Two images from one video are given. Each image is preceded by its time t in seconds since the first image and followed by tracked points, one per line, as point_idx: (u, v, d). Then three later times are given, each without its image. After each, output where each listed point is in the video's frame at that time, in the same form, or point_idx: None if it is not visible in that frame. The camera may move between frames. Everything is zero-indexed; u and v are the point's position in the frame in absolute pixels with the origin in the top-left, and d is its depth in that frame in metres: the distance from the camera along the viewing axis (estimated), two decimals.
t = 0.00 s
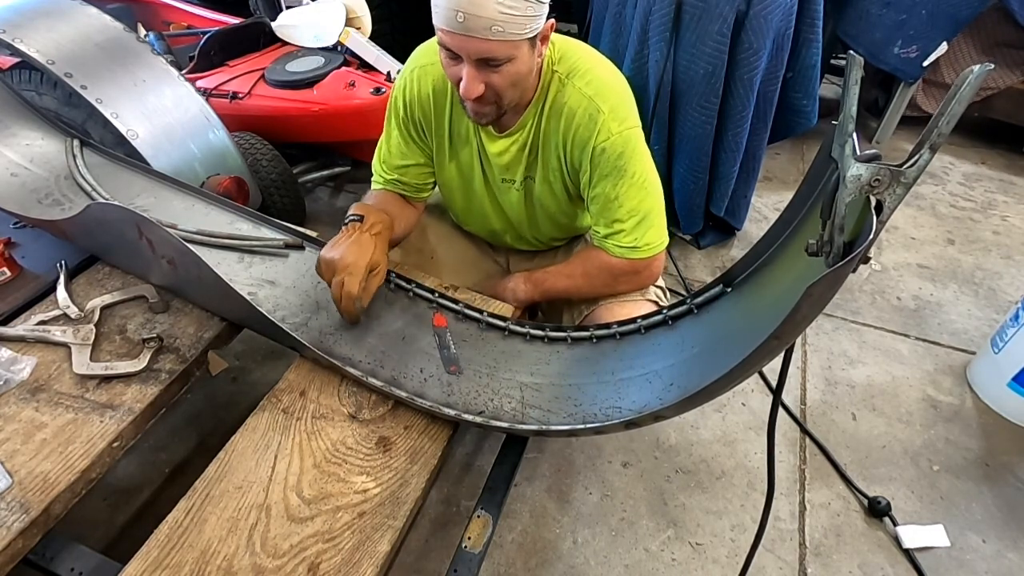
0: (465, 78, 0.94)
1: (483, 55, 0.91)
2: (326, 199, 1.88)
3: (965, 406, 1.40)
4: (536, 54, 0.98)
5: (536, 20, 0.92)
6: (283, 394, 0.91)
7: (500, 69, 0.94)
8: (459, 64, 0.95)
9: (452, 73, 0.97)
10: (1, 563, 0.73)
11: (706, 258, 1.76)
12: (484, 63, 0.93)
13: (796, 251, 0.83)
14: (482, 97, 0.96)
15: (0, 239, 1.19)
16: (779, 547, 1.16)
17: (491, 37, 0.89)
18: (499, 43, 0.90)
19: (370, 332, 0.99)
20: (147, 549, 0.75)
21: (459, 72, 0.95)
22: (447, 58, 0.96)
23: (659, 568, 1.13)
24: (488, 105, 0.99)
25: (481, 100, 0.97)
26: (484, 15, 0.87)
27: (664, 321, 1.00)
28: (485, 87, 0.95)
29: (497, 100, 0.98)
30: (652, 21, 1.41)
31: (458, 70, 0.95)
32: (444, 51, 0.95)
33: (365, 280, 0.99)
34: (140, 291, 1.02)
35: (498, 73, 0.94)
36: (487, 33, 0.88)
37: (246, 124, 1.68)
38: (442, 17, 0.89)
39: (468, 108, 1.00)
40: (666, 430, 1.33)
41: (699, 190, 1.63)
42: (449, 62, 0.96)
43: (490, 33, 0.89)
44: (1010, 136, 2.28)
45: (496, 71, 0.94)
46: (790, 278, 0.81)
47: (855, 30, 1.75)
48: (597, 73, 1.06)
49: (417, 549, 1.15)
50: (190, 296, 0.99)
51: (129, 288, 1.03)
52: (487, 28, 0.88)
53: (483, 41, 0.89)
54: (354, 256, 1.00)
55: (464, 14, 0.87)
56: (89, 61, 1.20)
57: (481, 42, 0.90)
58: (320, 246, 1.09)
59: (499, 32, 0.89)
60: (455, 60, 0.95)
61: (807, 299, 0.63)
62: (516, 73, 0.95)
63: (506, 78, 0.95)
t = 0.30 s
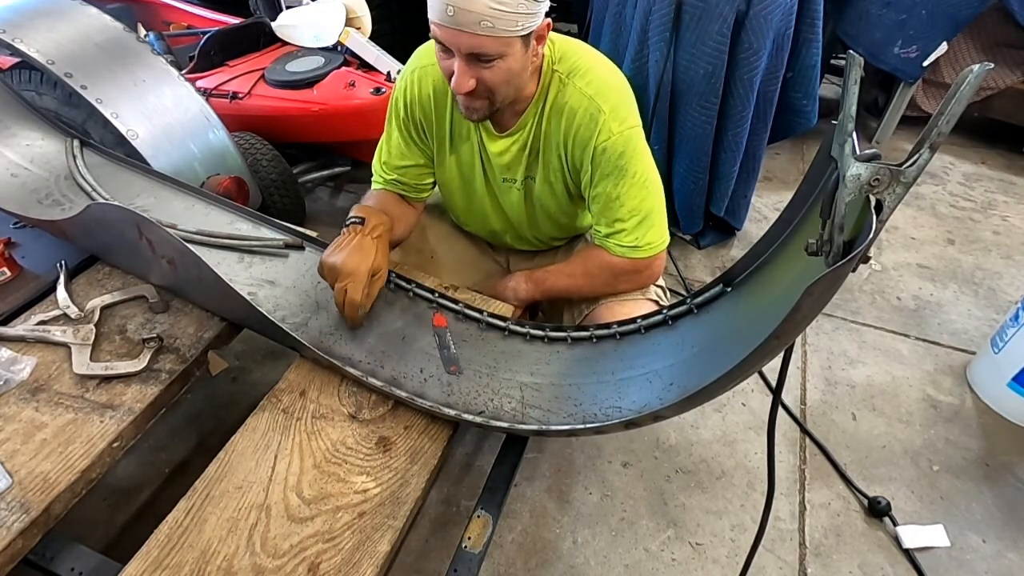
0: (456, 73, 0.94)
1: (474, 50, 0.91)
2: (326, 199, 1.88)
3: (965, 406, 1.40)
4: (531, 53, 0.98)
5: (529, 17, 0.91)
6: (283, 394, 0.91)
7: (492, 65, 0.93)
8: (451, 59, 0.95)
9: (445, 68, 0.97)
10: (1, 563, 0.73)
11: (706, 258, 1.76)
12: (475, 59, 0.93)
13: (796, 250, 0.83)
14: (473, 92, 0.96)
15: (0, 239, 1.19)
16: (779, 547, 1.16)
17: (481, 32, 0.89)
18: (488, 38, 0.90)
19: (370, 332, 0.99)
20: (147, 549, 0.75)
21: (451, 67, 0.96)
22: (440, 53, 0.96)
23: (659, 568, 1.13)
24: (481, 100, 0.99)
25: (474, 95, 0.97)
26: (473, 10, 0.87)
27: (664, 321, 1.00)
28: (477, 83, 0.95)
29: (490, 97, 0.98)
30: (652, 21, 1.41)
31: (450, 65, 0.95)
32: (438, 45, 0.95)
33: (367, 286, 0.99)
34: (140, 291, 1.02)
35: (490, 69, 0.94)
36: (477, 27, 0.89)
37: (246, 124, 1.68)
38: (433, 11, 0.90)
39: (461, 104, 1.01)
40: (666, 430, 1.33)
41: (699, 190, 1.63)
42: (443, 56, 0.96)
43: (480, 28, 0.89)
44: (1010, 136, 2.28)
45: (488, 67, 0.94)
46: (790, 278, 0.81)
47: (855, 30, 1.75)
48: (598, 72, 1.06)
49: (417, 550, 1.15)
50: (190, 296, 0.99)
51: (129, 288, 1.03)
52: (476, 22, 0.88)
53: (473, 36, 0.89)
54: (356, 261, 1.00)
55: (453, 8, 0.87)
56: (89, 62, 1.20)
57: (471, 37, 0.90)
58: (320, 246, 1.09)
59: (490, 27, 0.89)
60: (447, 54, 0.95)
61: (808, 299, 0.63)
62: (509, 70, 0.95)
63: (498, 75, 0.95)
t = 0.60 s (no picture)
0: (461, 48, 0.95)
1: (480, 26, 0.91)
2: (326, 199, 1.88)
3: (965, 406, 1.40)
4: (540, 39, 0.97)
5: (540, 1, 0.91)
6: (283, 394, 0.91)
7: (498, 45, 0.93)
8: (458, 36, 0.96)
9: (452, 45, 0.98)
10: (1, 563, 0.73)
11: (706, 258, 1.76)
12: (481, 36, 0.93)
13: (796, 250, 0.83)
14: (476, 70, 0.96)
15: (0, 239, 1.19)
16: (779, 547, 1.16)
17: (487, 6, 0.89)
18: (495, 14, 0.90)
19: (370, 332, 0.99)
20: (147, 549, 0.75)
21: (457, 44, 0.96)
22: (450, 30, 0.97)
23: (659, 568, 1.13)
24: (486, 82, 0.98)
25: (478, 75, 0.97)
26: None
27: (664, 320, 1.00)
28: (481, 61, 0.95)
29: (494, 79, 0.98)
30: (652, 21, 1.41)
31: (457, 42, 0.96)
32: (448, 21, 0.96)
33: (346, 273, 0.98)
34: (140, 291, 1.02)
35: (495, 48, 0.94)
36: (484, 2, 0.89)
37: (246, 124, 1.68)
38: None
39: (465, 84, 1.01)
40: (666, 430, 1.33)
41: (699, 190, 1.63)
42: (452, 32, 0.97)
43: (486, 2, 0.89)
44: (1010, 136, 2.28)
45: (493, 46, 0.94)
46: (789, 278, 0.81)
47: (855, 30, 1.75)
48: (607, 69, 1.07)
49: (417, 550, 1.15)
50: (190, 296, 0.99)
51: (129, 288, 1.03)
52: None
53: (479, 10, 0.90)
54: (336, 242, 0.98)
55: None
56: (89, 61, 1.20)
57: (478, 12, 0.90)
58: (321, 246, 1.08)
59: (496, 3, 0.89)
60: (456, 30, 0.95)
61: (807, 299, 0.63)
62: (514, 52, 0.95)
63: (502, 55, 0.94)
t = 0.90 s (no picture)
0: (496, 28, 0.96)
1: (517, 4, 0.93)
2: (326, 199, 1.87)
3: (965, 406, 1.40)
4: (575, 24, 0.99)
5: None
6: (283, 394, 0.91)
7: (533, 24, 0.94)
8: (495, 15, 0.97)
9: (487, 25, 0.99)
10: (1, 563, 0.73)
11: (706, 258, 1.76)
12: (517, 15, 0.94)
13: (796, 250, 0.83)
14: (509, 49, 0.96)
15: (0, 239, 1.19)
16: (779, 547, 1.16)
17: None
18: None
19: (370, 332, 0.99)
20: (147, 548, 0.75)
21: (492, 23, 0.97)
22: (487, 10, 0.98)
23: (659, 568, 1.13)
24: (516, 63, 0.99)
25: (509, 56, 0.98)
26: None
27: (664, 320, 1.00)
28: (515, 41, 0.96)
29: (526, 61, 0.98)
30: (652, 21, 1.41)
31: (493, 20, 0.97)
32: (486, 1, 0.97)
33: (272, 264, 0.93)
34: (140, 291, 1.02)
35: (530, 28, 0.95)
36: None
37: (246, 123, 1.68)
38: None
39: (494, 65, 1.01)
40: (667, 430, 1.33)
41: (699, 190, 1.63)
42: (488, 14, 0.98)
43: None
44: (1010, 136, 2.28)
45: (529, 26, 0.95)
46: (790, 278, 0.81)
47: (855, 30, 1.76)
48: (634, 69, 1.08)
49: (417, 550, 1.15)
50: (190, 296, 0.99)
51: (129, 288, 1.03)
52: None
53: None
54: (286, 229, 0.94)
55: None
56: (89, 62, 1.20)
57: None
58: (320, 246, 1.09)
59: None
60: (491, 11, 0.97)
61: (808, 298, 0.63)
62: (550, 35, 0.95)
63: (537, 36, 0.95)
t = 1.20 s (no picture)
0: (543, 26, 0.95)
1: None
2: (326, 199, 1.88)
3: (965, 406, 1.40)
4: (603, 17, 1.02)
5: None
6: (283, 394, 0.91)
7: (578, 17, 0.96)
8: (535, 14, 0.96)
9: (523, 27, 0.98)
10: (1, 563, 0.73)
11: (706, 258, 1.76)
12: (562, 10, 0.95)
13: (796, 250, 0.83)
14: (556, 47, 0.96)
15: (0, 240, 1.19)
16: (779, 546, 1.16)
17: None
18: None
19: (370, 332, 0.99)
20: (147, 549, 0.75)
21: (534, 23, 0.96)
22: (520, 11, 0.97)
23: (659, 568, 1.13)
24: (559, 61, 0.99)
25: (554, 54, 0.97)
26: None
27: (664, 320, 1.00)
28: (562, 37, 0.96)
29: (568, 57, 0.99)
30: (652, 21, 1.41)
31: (535, 20, 0.96)
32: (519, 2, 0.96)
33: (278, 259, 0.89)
34: (140, 291, 1.02)
35: (575, 22, 0.96)
36: None
37: (246, 123, 1.68)
38: None
39: (534, 67, 1.00)
40: (667, 430, 1.33)
41: (699, 190, 1.63)
42: (523, 15, 0.97)
43: None
44: (1010, 136, 2.28)
45: (573, 20, 0.96)
46: (790, 278, 0.81)
47: (855, 30, 1.76)
48: (644, 70, 1.09)
49: (417, 549, 1.15)
50: (190, 296, 0.99)
51: (129, 288, 1.03)
52: None
53: None
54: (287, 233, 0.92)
55: None
56: (89, 61, 1.20)
57: None
58: (320, 245, 1.09)
59: None
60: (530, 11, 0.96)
61: (807, 298, 0.63)
62: (590, 26, 0.98)
63: (581, 29, 0.97)
